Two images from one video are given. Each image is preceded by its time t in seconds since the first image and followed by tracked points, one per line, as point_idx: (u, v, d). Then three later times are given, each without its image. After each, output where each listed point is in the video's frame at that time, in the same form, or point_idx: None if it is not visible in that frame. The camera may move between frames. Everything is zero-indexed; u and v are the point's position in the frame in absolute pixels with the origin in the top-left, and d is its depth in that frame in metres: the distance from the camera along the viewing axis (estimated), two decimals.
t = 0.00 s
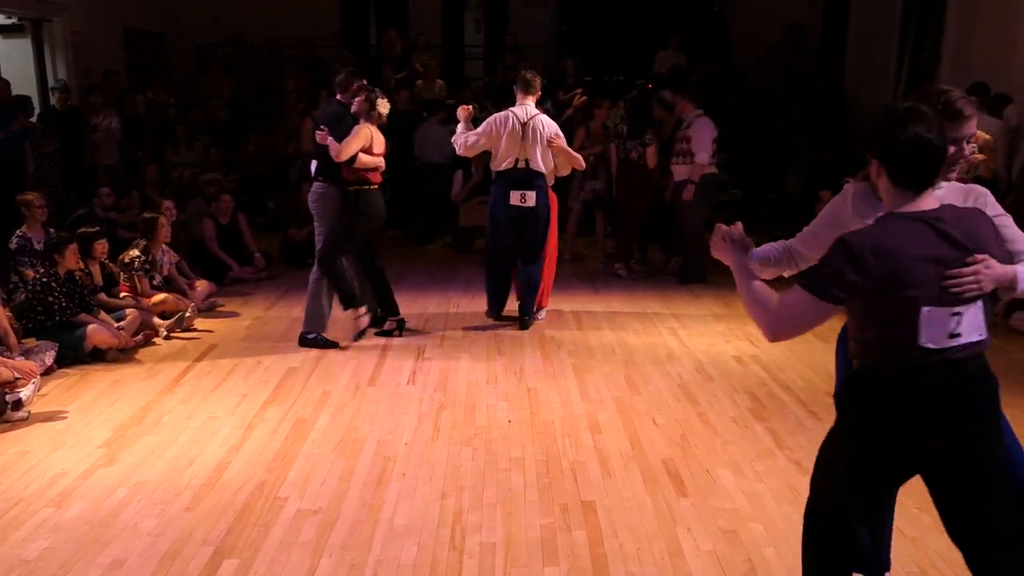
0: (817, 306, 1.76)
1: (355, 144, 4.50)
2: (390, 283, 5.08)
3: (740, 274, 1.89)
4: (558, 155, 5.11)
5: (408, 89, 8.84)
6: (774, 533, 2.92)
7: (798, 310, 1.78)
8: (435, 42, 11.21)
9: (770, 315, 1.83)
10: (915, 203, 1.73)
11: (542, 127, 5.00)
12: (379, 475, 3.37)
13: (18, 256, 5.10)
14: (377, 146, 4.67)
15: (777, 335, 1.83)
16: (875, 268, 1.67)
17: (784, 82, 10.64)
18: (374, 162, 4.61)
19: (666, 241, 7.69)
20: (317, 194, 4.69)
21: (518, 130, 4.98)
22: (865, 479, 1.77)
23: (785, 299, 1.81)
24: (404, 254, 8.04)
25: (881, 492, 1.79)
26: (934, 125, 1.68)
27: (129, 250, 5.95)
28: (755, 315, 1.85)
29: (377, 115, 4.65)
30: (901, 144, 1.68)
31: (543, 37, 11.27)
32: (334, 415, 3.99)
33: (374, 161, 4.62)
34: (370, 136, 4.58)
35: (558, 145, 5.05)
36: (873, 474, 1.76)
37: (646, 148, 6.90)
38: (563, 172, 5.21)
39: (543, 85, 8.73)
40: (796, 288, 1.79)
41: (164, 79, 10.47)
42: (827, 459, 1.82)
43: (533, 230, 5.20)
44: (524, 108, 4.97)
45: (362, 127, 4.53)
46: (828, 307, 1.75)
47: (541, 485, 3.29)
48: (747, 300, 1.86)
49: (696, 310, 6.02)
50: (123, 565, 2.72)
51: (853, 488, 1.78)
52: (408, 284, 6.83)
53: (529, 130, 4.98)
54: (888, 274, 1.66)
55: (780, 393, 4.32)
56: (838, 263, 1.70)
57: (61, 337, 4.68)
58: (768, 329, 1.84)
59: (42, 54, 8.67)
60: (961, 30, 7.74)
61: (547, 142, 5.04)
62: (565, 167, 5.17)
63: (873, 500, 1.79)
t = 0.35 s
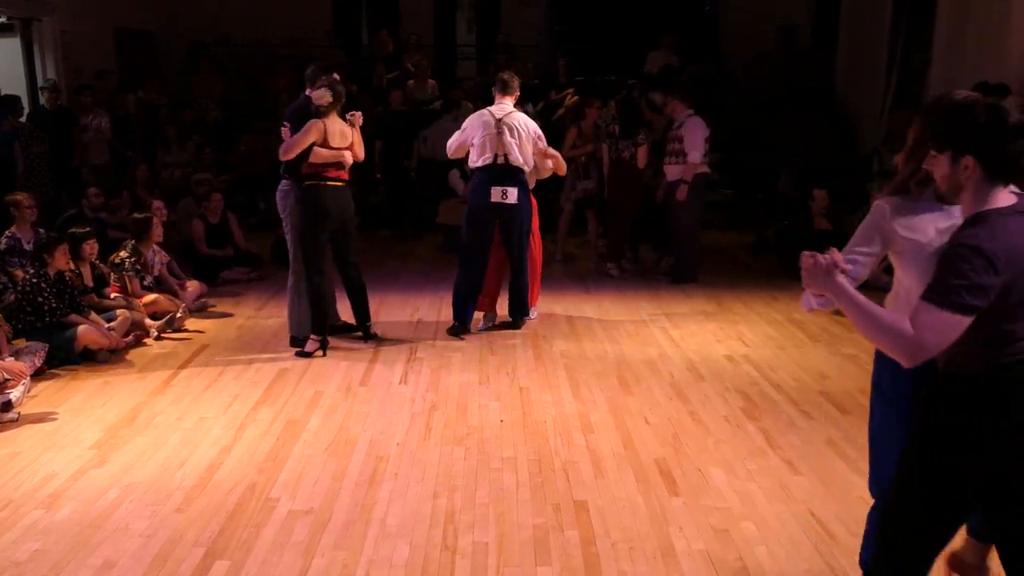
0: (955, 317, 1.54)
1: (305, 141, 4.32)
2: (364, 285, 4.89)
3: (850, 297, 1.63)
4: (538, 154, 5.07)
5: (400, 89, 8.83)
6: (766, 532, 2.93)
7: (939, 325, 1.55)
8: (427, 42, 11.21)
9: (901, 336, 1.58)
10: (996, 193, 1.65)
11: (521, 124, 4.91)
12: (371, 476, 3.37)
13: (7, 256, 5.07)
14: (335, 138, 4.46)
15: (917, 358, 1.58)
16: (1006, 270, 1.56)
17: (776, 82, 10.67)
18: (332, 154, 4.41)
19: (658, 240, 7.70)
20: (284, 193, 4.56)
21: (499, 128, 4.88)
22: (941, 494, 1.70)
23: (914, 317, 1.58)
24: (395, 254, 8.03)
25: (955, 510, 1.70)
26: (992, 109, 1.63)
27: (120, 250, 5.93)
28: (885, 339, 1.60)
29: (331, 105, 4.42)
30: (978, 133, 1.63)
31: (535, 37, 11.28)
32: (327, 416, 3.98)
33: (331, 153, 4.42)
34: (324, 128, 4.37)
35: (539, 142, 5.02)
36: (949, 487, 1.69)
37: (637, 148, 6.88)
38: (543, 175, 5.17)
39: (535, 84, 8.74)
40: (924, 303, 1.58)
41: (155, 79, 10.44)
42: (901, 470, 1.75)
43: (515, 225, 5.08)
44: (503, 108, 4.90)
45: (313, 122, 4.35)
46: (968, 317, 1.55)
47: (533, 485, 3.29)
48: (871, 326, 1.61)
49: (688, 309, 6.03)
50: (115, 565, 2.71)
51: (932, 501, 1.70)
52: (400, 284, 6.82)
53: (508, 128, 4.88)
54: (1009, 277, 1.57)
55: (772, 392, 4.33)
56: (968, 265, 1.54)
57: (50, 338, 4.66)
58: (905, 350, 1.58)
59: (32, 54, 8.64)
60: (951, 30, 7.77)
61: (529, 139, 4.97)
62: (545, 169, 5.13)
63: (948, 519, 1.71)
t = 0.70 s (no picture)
0: (998, 301, 1.64)
1: (277, 146, 4.33)
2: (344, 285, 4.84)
3: (901, 281, 1.73)
4: (517, 161, 5.03)
5: (395, 89, 8.83)
6: (761, 532, 2.93)
7: (977, 307, 1.65)
8: (422, 42, 11.21)
9: (941, 317, 1.69)
10: None
11: (499, 126, 4.89)
12: (367, 476, 3.37)
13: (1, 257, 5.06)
14: (315, 138, 4.41)
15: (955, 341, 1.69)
16: None
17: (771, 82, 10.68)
18: (309, 155, 4.38)
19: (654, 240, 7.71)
20: (272, 194, 4.53)
21: (475, 132, 4.87)
22: (1002, 481, 1.77)
23: (955, 302, 1.69)
24: (391, 254, 8.04)
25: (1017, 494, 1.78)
26: None
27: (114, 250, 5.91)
28: (927, 320, 1.70)
29: (307, 105, 4.36)
30: None
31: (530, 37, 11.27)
32: (322, 416, 3.98)
33: (309, 155, 4.39)
34: (298, 130, 4.34)
35: (516, 146, 4.99)
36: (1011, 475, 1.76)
37: (634, 147, 6.91)
38: (522, 183, 5.13)
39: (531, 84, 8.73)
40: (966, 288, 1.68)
41: (150, 79, 10.42)
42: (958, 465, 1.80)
43: (493, 226, 5.03)
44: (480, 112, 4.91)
45: (285, 127, 4.32)
46: (1010, 300, 1.64)
47: (528, 485, 3.29)
48: (911, 307, 1.72)
49: (684, 309, 6.03)
50: (109, 566, 2.71)
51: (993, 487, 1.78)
52: (396, 284, 6.82)
53: (485, 131, 4.86)
54: None
55: (766, 391, 4.34)
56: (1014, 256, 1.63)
57: (44, 338, 4.65)
58: (944, 333, 1.69)
59: (26, 54, 8.61)
60: (946, 30, 7.78)
61: (507, 142, 4.94)
62: (525, 175, 5.09)
63: (1010, 503, 1.79)
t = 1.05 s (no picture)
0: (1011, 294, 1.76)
1: (271, 155, 4.33)
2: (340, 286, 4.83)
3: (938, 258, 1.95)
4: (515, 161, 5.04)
5: (393, 89, 8.83)
6: (758, 531, 2.94)
7: (1009, 293, 1.91)
8: (419, 42, 11.21)
9: (976, 300, 1.94)
10: None
11: (496, 127, 4.89)
12: (364, 476, 3.37)
13: None
14: (307, 139, 4.38)
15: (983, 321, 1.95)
16: None
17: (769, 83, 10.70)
18: (302, 161, 4.36)
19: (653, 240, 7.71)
20: (272, 195, 4.55)
21: (473, 132, 4.87)
22: (1016, 473, 1.98)
23: (988, 286, 1.94)
24: (389, 254, 8.04)
25: None
26: None
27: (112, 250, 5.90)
28: (965, 298, 1.94)
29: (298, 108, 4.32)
30: None
31: (527, 37, 11.27)
32: (320, 416, 3.98)
33: (302, 160, 4.37)
34: (289, 136, 4.31)
35: (514, 147, 4.99)
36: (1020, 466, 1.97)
37: (632, 147, 6.90)
38: (521, 183, 5.13)
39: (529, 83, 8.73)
40: (1001, 274, 1.94)
41: (147, 79, 10.41)
42: (974, 456, 2.03)
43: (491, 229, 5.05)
44: (479, 112, 4.91)
45: (278, 133, 4.31)
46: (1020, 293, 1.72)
47: (525, 485, 3.28)
48: (951, 288, 1.94)
49: (681, 309, 6.04)
50: (106, 566, 2.70)
51: (1005, 479, 1.99)
52: (393, 284, 6.82)
53: (484, 132, 4.86)
54: None
55: (764, 390, 4.35)
56: None
57: (42, 338, 4.64)
58: (979, 314, 1.94)
59: (23, 54, 8.60)
60: (943, 30, 7.79)
61: (505, 143, 4.94)
62: (522, 176, 5.10)
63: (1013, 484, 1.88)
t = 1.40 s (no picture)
0: None
1: (269, 159, 4.34)
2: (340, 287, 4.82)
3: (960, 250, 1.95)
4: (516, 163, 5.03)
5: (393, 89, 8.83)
6: (758, 531, 2.94)
7: None
8: (419, 42, 11.20)
9: (1003, 291, 1.90)
10: None
11: (499, 129, 4.87)
12: (364, 475, 3.37)
13: None
14: (305, 141, 4.37)
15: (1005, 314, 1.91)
16: None
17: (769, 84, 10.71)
18: (297, 165, 4.35)
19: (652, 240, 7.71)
20: (272, 195, 4.54)
21: (476, 133, 4.86)
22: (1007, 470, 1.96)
23: (1014, 279, 1.92)
24: (389, 254, 8.05)
25: (1019, 488, 2.00)
26: None
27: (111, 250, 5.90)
28: (989, 290, 1.92)
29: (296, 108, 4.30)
30: None
31: (526, 37, 11.28)
32: (319, 416, 3.97)
33: (298, 164, 4.36)
34: (286, 139, 4.32)
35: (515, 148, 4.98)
36: (1017, 469, 1.97)
37: (631, 147, 6.92)
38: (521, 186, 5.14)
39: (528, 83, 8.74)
40: None
41: (146, 78, 10.41)
42: (967, 461, 1.99)
43: (492, 229, 5.06)
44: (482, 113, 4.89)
45: (275, 136, 4.32)
46: None
47: (525, 485, 3.28)
48: (977, 279, 1.93)
49: (681, 309, 6.04)
50: (106, 566, 2.70)
51: (1001, 480, 1.99)
52: (393, 284, 6.82)
53: (487, 132, 4.85)
54: None
55: (763, 390, 4.35)
56: None
57: (43, 337, 4.65)
58: (1005, 304, 1.89)
59: (22, 53, 8.60)
60: (943, 30, 7.81)
61: (507, 145, 4.93)
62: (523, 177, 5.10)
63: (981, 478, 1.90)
